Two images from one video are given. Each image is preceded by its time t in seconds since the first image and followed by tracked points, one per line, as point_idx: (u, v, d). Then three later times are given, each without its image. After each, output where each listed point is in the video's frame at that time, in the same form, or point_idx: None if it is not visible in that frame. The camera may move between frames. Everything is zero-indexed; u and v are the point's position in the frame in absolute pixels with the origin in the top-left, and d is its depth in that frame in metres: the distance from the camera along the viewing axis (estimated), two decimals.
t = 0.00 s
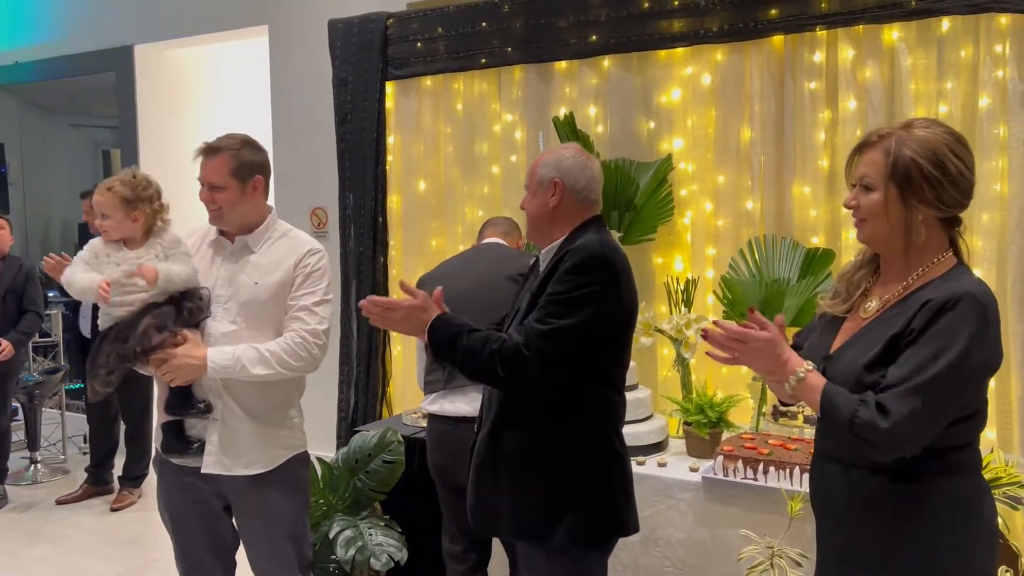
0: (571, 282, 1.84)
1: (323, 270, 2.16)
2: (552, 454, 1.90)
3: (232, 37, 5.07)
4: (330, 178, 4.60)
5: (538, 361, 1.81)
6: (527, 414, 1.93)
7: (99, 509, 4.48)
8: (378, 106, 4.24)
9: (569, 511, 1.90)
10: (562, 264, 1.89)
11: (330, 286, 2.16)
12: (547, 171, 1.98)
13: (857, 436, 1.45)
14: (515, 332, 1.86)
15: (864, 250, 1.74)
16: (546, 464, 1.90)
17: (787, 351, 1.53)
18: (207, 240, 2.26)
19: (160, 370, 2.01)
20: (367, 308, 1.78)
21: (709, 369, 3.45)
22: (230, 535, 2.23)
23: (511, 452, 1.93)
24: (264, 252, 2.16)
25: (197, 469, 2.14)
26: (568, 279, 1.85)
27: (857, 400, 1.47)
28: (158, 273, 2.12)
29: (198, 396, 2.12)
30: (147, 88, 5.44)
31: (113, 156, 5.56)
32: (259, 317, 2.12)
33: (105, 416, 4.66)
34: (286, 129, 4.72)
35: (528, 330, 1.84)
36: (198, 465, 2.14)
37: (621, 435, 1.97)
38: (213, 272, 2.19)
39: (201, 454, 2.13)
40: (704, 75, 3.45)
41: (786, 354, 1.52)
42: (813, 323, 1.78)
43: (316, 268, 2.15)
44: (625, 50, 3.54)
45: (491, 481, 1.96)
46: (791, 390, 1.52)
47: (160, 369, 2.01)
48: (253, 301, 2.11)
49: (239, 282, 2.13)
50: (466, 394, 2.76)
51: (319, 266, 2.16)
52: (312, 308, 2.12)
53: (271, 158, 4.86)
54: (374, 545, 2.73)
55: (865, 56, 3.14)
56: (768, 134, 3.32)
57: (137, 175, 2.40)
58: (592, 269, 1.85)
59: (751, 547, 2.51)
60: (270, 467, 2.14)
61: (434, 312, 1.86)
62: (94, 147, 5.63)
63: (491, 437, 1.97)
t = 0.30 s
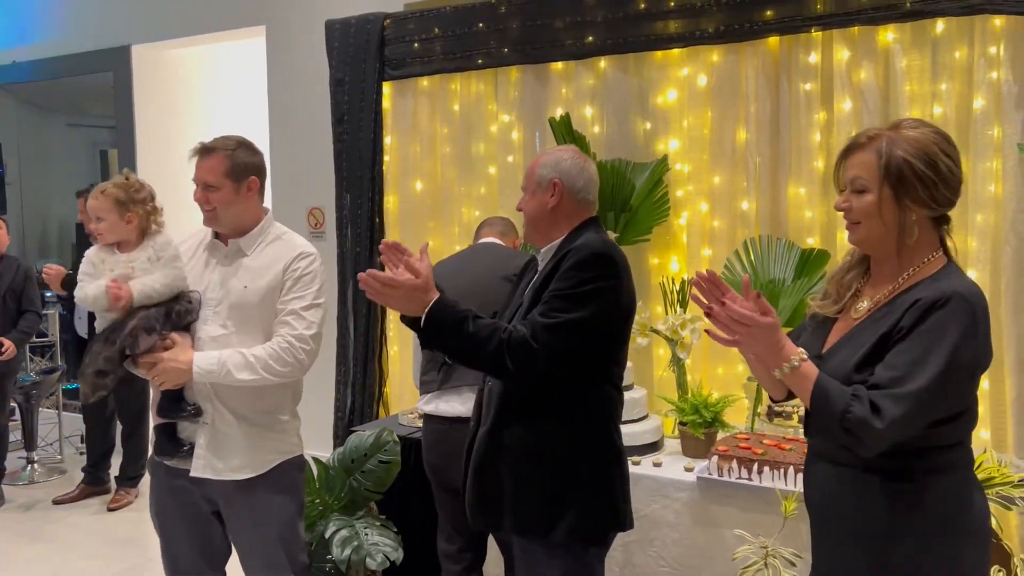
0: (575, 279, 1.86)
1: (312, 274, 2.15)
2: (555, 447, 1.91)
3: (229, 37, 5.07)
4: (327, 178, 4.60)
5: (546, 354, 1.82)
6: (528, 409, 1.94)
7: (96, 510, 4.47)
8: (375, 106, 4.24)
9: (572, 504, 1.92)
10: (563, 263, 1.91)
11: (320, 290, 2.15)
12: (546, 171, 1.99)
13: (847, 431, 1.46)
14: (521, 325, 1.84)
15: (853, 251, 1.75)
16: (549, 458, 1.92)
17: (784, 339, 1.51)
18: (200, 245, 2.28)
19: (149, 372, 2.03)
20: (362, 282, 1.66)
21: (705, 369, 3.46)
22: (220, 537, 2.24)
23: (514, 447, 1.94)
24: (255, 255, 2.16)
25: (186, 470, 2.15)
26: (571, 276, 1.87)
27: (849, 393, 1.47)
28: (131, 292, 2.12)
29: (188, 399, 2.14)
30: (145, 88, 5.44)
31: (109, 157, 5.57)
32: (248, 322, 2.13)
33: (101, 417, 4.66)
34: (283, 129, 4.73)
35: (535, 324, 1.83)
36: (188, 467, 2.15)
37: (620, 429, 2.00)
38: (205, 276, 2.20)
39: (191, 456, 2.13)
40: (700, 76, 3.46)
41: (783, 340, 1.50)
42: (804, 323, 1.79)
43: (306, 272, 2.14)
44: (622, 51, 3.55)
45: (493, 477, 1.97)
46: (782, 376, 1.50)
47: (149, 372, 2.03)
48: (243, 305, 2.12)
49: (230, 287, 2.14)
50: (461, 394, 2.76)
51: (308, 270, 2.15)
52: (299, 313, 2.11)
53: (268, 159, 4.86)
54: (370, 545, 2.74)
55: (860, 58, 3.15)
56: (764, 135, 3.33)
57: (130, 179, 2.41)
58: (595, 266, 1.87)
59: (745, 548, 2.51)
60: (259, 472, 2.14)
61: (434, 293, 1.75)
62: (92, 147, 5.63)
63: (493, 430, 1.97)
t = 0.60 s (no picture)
0: (585, 280, 1.87)
1: (310, 269, 2.15)
2: (565, 448, 1.92)
3: (228, 38, 5.08)
4: (325, 179, 4.61)
5: (557, 354, 1.83)
6: (537, 411, 1.95)
7: (95, 510, 4.48)
8: (374, 107, 4.24)
9: (581, 506, 1.93)
10: (570, 265, 1.92)
11: (317, 285, 2.15)
12: (550, 172, 2.00)
13: (849, 437, 1.46)
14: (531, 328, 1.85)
15: (848, 255, 1.76)
16: (559, 459, 1.92)
17: (778, 354, 1.51)
18: (199, 243, 2.29)
19: (146, 368, 2.04)
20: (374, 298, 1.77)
21: (703, 370, 3.46)
22: (224, 531, 2.24)
23: (524, 450, 1.94)
24: (253, 252, 2.16)
25: (182, 468, 2.16)
26: (580, 276, 1.88)
27: (850, 401, 1.48)
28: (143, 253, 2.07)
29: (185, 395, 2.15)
30: (144, 89, 5.45)
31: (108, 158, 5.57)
32: (245, 318, 2.13)
33: (100, 417, 4.66)
34: (282, 130, 4.73)
35: (545, 325, 1.84)
36: (184, 464, 2.16)
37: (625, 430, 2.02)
38: (204, 272, 2.21)
39: (187, 453, 2.14)
40: (698, 77, 3.47)
41: (776, 356, 1.50)
42: (801, 328, 1.79)
43: (302, 267, 2.14)
44: (620, 52, 3.55)
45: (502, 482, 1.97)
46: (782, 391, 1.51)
47: (146, 368, 2.04)
48: (240, 301, 2.13)
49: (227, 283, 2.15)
50: (459, 394, 2.76)
51: (305, 266, 2.15)
52: (296, 308, 2.11)
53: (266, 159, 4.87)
54: (368, 545, 2.74)
55: (858, 59, 3.16)
56: (762, 136, 3.34)
57: (119, 172, 2.48)
58: (603, 265, 1.89)
59: (743, 548, 2.51)
60: (251, 472, 2.14)
61: (444, 302, 1.82)
62: (91, 148, 5.63)
63: (499, 433, 1.98)
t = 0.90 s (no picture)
0: (597, 281, 1.88)
1: (312, 270, 2.16)
2: (578, 449, 1.94)
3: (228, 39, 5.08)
4: (325, 179, 4.61)
5: (570, 356, 1.84)
6: (548, 412, 1.95)
7: (95, 510, 4.48)
8: (374, 108, 4.25)
9: (600, 507, 1.95)
10: (579, 267, 1.92)
11: (319, 286, 2.16)
12: (556, 173, 2.00)
13: (836, 428, 1.48)
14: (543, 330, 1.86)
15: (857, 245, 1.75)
16: (572, 460, 1.94)
17: (778, 347, 1.57)
18: (199, 247, 2.29)
19: (149, 373, 2.03)
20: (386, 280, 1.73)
21: (703, 371, 3.47)
22: (225, 531, 2.24)
23: (538, 452, 1.94)
24: (254, 253, 2.17)
25: (186, 470, 2.16)
26: (590, 278, 1.89)
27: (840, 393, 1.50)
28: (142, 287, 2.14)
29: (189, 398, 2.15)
30: (145, 90, 5.45)
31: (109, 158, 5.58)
32: (248, 320, 2.14)
33: (100, 418, 4.66)
34: (282, 131, 4.74)
35: (558, 326, 1.85)
36: (188, 467, 2.16)
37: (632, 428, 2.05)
38: (205, 276, 2.21)
39: (191, 457, 2.14)
40: (698, 77, 3.47)
41: (776, 349, 1.57)
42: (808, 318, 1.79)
43: (305, 268, 2.15)
44: (620, 53, 3.56)
45: (514, 484, 1.96)
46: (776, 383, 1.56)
47: (149, 373, 2.03)
48: (242, 303, 2.13)
49: (229, 286, 2.15)
50: (459, 394, 2.77)
51: (307, 267, 2.15)
52: (299, 309, 2.12)
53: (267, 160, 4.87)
54: (368, 545, 2.75)
55: (858, 59, 3.16)
56: (761, 136, 3.34)
57: (122, 177, 2.49)
58: (613, 267, 1.90)
59: (743, 548, 2.51)
60: (261, 472, 2.15)
61: (457, 297, 1.80)
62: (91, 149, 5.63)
63: (512, 439, 1.97)
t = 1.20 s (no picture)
0: (624, 288, 1.90)
1: (315, 269, 2.18)
2: (606, 455, 1.95)
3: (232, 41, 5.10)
4: (329, 180, 4.62)
5: (602, 364, 1.85)
6: (576, 418, 1.95)
7: (99, 510, 4.49)
8: (378, 109, 4.26)
9: (630, 512, 1.97)
10: (607, 273, 1.94)
11: (323, 285, 2.18)
12: (581, 174, 2.01)
13: (836, 424, 1.49)
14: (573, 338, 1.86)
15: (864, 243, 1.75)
16: (601, 467, 1.94)
17: (777, 333, 1.56)
18: (201, 245, 2.30)
19: (154, 372, 2.03)
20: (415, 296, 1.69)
21: (705, 371, 3.47)
22: (229, 530, 2.25)
23: (565, 458, 1.95)
24: (257, 252, 2.18)
25: (191, 470, 2.17)
26: (619, 285, 1.91)
27: (839, 387, 1.50)
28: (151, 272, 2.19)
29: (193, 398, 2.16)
30: (148, 91, 5.47)
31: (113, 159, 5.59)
32: (253, 319, 2.15)
33: (104, 418, 4.67)
34: (285, 132, 4.75)
35: (591, 335, 1.85)
36: (193, 467, 2.17)
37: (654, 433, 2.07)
38: (208, 275, 2.22)
39: (196, 455, 2.16)
40: (700, 78, 3.48)
41: (776, 337, 1.56)
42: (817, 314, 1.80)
43: (308, 267, 2.16)
44: (623, 54, 3.57)
45: (540, 488, 1.97)
46: (773, 371, 1.56)
47: (154, 372, 2.03)
48: (247, 303, 2.14)
49: (234, 285, 2.16)
50: (462, 394, 2.77)
51: (311, 266, 2.17)
52: (304, 307, 2.14)
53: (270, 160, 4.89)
54: (372, 545, 2.75)
55: (860, 60, 3.17)
56: (763, 137, 3.35)
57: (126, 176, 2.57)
58: (641, 274, 1.92)
59: (745, 547, 2.51)
60: (266, 469, 2.16)
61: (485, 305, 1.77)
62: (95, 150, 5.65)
63: (539, 444, 1.97)
